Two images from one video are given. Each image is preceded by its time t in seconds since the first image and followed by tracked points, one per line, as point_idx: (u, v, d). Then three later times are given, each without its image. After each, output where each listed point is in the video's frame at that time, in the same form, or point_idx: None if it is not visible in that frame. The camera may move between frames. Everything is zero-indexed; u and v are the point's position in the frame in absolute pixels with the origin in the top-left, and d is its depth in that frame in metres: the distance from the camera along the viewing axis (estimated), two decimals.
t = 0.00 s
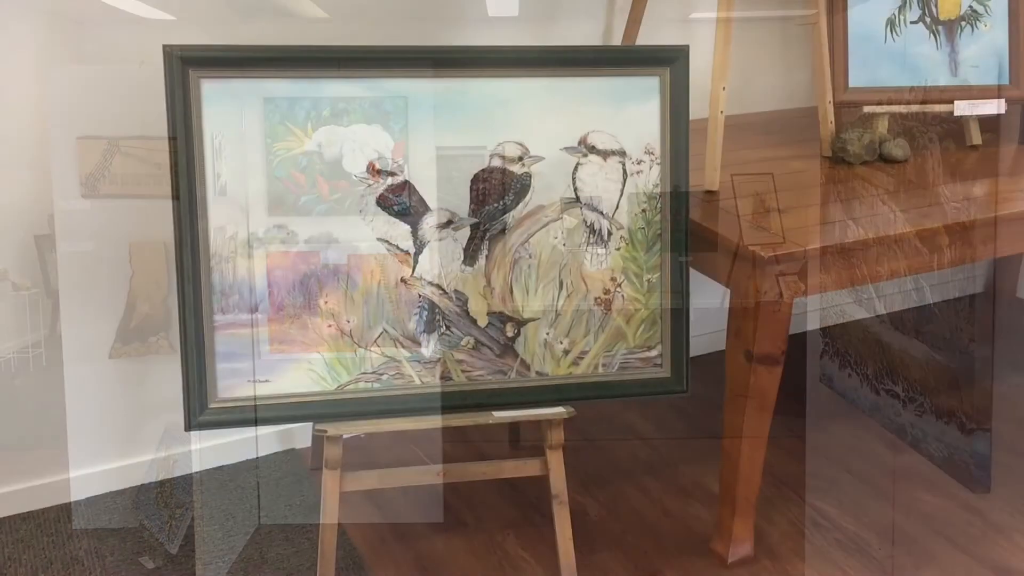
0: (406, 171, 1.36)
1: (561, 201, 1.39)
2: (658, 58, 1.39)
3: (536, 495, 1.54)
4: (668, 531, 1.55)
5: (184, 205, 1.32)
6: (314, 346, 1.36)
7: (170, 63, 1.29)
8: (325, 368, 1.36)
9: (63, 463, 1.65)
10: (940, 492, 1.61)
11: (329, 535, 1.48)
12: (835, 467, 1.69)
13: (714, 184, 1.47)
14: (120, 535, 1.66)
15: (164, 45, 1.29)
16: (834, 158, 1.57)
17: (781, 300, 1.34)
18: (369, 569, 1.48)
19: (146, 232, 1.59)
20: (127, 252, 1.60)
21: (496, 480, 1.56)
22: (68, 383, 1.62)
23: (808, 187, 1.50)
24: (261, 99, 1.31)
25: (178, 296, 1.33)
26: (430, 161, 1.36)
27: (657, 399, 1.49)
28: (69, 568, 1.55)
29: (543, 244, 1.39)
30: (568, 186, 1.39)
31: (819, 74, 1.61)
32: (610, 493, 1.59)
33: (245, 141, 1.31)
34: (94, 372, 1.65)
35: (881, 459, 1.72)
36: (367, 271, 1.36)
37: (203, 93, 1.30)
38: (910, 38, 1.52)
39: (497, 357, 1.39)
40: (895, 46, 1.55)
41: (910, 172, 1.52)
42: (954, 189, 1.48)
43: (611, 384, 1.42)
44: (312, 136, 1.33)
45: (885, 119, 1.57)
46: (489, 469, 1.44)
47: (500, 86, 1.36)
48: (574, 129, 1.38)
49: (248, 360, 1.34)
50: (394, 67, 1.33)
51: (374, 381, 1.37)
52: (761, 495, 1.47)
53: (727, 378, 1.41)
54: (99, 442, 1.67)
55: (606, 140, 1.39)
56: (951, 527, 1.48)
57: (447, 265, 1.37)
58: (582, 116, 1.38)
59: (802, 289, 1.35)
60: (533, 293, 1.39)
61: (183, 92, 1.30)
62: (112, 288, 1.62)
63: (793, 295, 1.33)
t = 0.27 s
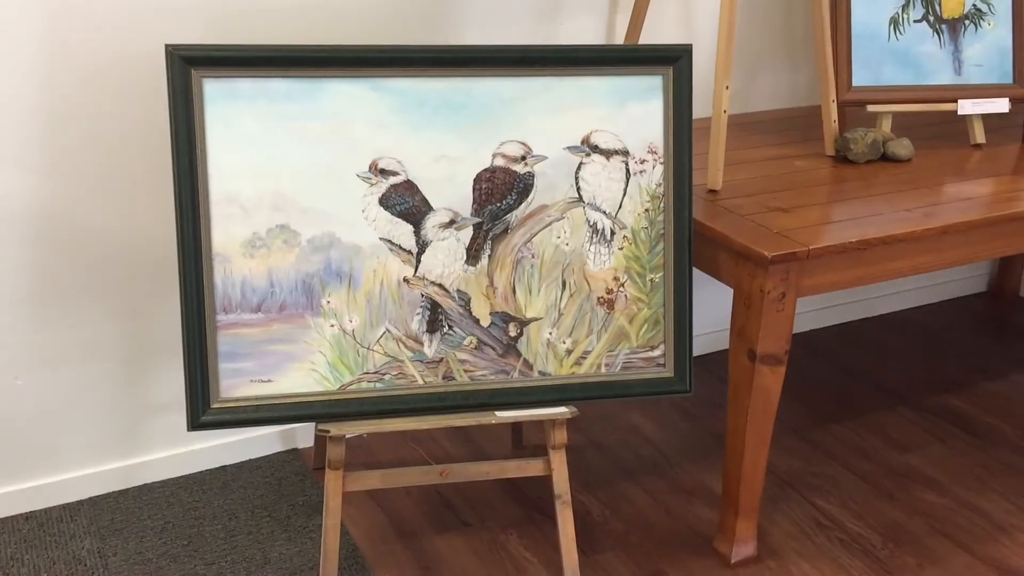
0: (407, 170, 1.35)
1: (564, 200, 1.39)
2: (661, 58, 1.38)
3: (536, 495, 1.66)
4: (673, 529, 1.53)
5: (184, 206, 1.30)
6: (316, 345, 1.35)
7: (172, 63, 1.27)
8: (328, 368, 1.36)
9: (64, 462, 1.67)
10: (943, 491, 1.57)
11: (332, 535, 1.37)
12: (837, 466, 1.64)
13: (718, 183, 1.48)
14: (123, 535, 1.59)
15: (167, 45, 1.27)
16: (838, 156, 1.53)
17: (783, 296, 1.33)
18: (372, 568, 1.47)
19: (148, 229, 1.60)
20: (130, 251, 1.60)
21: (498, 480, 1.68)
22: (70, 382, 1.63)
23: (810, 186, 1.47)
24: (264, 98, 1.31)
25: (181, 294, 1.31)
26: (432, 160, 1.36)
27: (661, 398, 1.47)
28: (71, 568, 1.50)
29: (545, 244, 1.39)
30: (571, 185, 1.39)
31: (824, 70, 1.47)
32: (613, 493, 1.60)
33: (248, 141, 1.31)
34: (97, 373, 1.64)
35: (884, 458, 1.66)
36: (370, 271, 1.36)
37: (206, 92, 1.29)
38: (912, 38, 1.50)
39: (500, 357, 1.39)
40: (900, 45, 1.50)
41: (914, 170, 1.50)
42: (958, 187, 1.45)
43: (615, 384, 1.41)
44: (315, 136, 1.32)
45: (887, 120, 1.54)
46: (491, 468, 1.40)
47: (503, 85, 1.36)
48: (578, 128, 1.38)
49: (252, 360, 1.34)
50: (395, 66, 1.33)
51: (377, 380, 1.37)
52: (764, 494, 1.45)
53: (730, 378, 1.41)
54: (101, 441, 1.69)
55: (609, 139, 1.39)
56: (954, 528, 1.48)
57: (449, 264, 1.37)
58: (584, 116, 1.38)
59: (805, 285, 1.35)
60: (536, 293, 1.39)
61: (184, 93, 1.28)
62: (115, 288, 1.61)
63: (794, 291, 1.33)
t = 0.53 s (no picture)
0: (409, 171, 1.35)
1: (566, 201, 1.38)
2: (662, 58, 1.38)
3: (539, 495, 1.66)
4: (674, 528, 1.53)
5: (185, 208, 1.29)
6: (318, 347, 1.35)
7: (173, 63, 1.27)
8: (330, 370, 1.36)
9: (66, 463, 1.67)
10: (944, 492, 1.57)
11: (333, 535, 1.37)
12: (838, 466, 1.64)
13: (719, 184, 1.48)
14: (124, 536, 1.59)
15: (167, 45, 1.27)
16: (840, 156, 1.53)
17: (785, 297, 1.33)
18: (373, 567, 1.47)
19: (148, 230, 1.60)
20: (131, 252, 1.60)
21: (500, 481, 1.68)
22: (71, 384, 1.63)
23: (813, 186, 1.47)
24: (266, 99, 1.31)
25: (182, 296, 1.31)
26: (433, 161, 1.36)
27: (663, 399, 1.47)
28: (72, 568, 1.50)
29: (547, 244, 1.39)
30: (573, 186, 1.38)
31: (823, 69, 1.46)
32: (615, 494, 1.60)
33: (249, 142, 1.31)
34: (98, 374, 1.64)
35: (886, 459, 1.66)
36: (372, 272, 1.36)
37: (207, 94, 1.29)
38: (914, 38, 1.50)
39: (502, 358, 1.39)
40: (902, 45, 1.50)
41: (915, 170, 1.50)
42: (960, 187, 1.45)
43: (617, 385, 1.41)
44: (316, 137, 1.32)
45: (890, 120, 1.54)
46: (493, 470, 1.40)
47: (504, 85, 1.36)
48: (579, 129, 1.38)
49: (254, 361, 1.34)
50: (396, 66, 1.33)
51: (379, 381, 1.37)
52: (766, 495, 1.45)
53: (732, 378, 1.41)
54: (101, 442, 1.69)
55: (610, 140, 1.38)
56: (954, 529, 1.47)
57: (451, 265, 1.37)
58: (585, 116, 1.38)
59: (807, 285, 1.35)
60: (537, 294, 1.39)
61: (184, 94, 1.28)
62: (117, 288, 1.61)
63: (796, 291, 1.33)
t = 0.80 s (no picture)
0: (407, 174, 1.35)
1: (564, 203, 1.38)
2: (660, 60, 1.38)
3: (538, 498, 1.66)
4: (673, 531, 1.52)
5: (183, 211, 1.29)
6: (316, 349, 1.35)
7: (170, 65, 1.27)
8: (327, 372, 1.36)
9: (63, 467, 1.67)
10: (943, 494, 1.56)
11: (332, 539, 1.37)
12: (837, 468, 1.64)
13: (717, 186, 1.47)
14: (122, 539, 1.59)
15: (165, 47, 1.27)
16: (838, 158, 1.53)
17: (783, 299, 1.33)
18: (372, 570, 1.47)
19: (147, 234, 1.60)
20: (129, 256, 1.60)
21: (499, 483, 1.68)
22: (70, 386, 1.62)
23: (812, 188, 1.47)
24: (264, 101, 1.31)
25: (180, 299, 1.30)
26: (431, 164, 1.36)
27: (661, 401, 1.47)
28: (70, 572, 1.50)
29: (545, 247, 1.39)
30: (571, 188, 1.38)
31: (821, 71, 1.46)
32: (613, 496, 1.60)
33: (247, 144, 1.31)
34: (96, 376, 1.64)
35: (884, 461, 1.66)
36: (370, 274, 1.36)
37: (205, 96, 1.29)
38: (912, 40, 1.50)
39: (500, 360, 1.39)
40: (900, 46, 1.49)
41: (913, 172, 1.49)
42: (958, 189, 1.44)
43: (615, 387, 1.41)
44: (314, 139, 1.32)
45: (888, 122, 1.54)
46: (492, 472, 1.40)
47: (502, 87, 1.36)
48: (577, 132, 1.38)
49: (252, 364, 1.34)
50: (394, 69, 1.33)
51: (377, 384, 1.37)
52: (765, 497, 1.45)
53: (730, 380, 1.41)
54: (99, 445, 1.69)
55: (608, 141, 1.38)
56: (954, 531, 1.47)
57: (449, 268, 1.37)
58: (583, 118, 1.38)
59: (805, 287, 1.35)
60: (536, 296, 1.39)
61: (182, 96, 1.28)
62: (117, 289, 1.61)
63: (794, 294, 1.33)
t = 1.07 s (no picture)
0: (397, 180, 1.35)
1: (554, 208, 1.39)
2: (651, 66, 1.37)
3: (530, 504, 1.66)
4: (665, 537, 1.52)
5: (173, 218, 1.29)
6: (306, 356, 1.35)
7: (160, 72, 1.27)
8: (318, 379, 1.35)
9: (53, 475, 1.66)
10: (934, 498, 1.57)
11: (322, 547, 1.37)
12: (828, 473, 1.64)
13: (708, 191, 1.48)
14: (111, 548, 1.59)
15: (155, 55, 1.27)
16: (829, 163, 1.53)
17: (775, 304, 1.33)
18: None
19: (137, 240, 1.60)
20: (119, 262, 1.59)
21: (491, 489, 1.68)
22: (60, 394, 1.62)
23: (802, 193, 1.47)
24: (254, 108, 1.31)
25: (169, 306, 1.30)
26: (422, 170, 1.36)
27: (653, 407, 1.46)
28: None
29: (536, 253, 1.39)
30: (561, 194, 1.38)
31: (811, 76, 1.47)
32: (605, 502, 1.60)
33: (237, 151, 1.31)
34: (86, 384, 1.64)
35: (875, 465, 1.66)
36: (360, 281, 1.35)
37: (195, 103, 1.29)
38: (902, 45, 1.50)
39: (491, 367, 1.38)
40: (889, 52, 1.50)
41: (903, 177, 1.50)
42: (948, 194, 1.45)
43: (607, 393, 1.41)
44: (303, 146, 1.32)
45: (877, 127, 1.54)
46: (483, 478, 1.39)
47: (492, 94, 1.36)
48: (567, 138, 1.38)
49: (242, 371, 1.33)
50: (385, 75, 1.33)
51: (368, 391, 1.36)
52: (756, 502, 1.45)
53: (721, 386, 1.41)
54: (89, 453, 1.68)
55: (599, 147, 1.38)
56: (945, 535, 1.48)
57: (439, 274, 1.37)
58: (574, 124, 1.38)
59: (797, 293, 1.35)
60: (527, 302, 1.39)
61: (172, 103, 1.28)
62: (108, 296, 1.61)
63: (786, 299, 1.33)
